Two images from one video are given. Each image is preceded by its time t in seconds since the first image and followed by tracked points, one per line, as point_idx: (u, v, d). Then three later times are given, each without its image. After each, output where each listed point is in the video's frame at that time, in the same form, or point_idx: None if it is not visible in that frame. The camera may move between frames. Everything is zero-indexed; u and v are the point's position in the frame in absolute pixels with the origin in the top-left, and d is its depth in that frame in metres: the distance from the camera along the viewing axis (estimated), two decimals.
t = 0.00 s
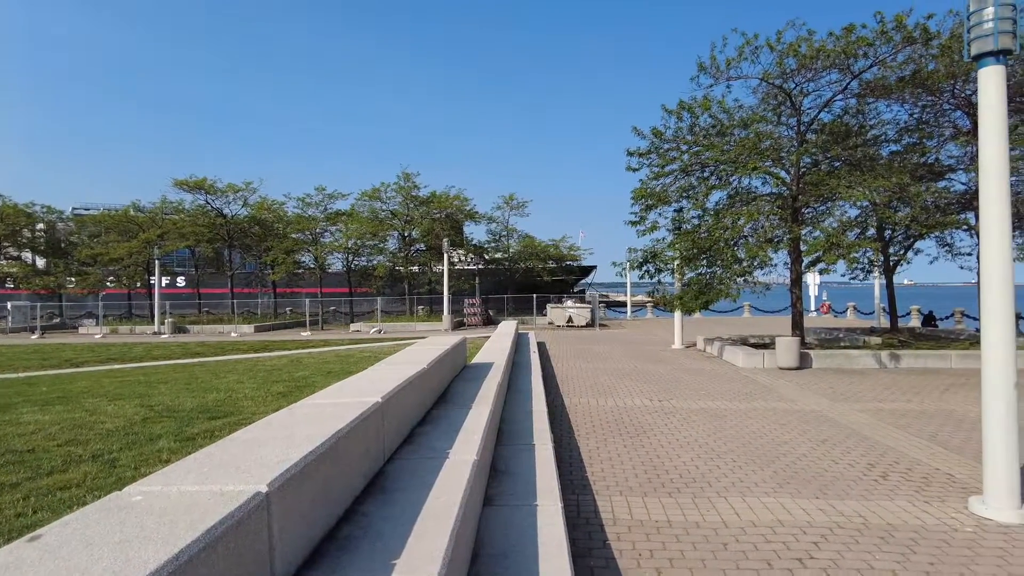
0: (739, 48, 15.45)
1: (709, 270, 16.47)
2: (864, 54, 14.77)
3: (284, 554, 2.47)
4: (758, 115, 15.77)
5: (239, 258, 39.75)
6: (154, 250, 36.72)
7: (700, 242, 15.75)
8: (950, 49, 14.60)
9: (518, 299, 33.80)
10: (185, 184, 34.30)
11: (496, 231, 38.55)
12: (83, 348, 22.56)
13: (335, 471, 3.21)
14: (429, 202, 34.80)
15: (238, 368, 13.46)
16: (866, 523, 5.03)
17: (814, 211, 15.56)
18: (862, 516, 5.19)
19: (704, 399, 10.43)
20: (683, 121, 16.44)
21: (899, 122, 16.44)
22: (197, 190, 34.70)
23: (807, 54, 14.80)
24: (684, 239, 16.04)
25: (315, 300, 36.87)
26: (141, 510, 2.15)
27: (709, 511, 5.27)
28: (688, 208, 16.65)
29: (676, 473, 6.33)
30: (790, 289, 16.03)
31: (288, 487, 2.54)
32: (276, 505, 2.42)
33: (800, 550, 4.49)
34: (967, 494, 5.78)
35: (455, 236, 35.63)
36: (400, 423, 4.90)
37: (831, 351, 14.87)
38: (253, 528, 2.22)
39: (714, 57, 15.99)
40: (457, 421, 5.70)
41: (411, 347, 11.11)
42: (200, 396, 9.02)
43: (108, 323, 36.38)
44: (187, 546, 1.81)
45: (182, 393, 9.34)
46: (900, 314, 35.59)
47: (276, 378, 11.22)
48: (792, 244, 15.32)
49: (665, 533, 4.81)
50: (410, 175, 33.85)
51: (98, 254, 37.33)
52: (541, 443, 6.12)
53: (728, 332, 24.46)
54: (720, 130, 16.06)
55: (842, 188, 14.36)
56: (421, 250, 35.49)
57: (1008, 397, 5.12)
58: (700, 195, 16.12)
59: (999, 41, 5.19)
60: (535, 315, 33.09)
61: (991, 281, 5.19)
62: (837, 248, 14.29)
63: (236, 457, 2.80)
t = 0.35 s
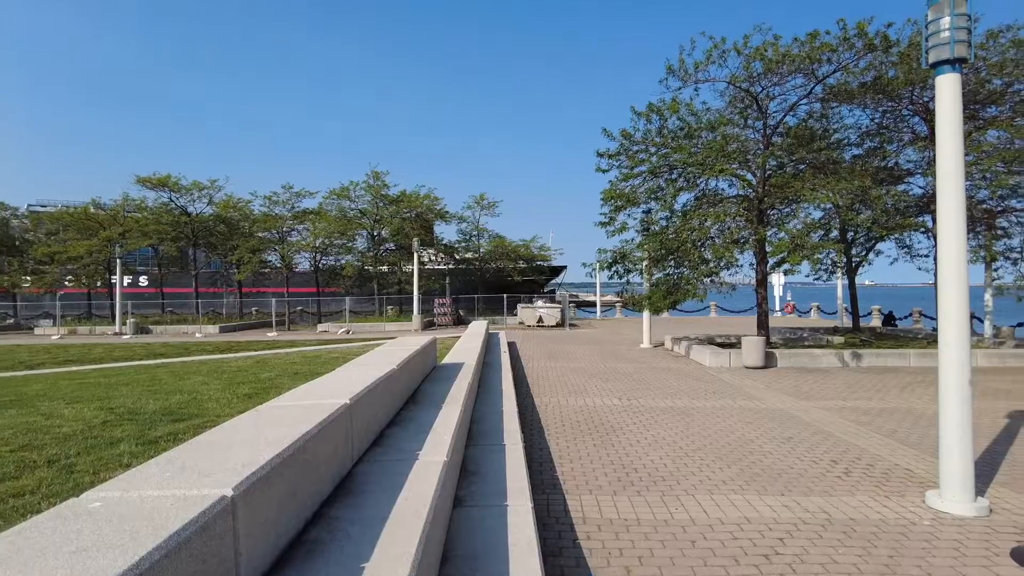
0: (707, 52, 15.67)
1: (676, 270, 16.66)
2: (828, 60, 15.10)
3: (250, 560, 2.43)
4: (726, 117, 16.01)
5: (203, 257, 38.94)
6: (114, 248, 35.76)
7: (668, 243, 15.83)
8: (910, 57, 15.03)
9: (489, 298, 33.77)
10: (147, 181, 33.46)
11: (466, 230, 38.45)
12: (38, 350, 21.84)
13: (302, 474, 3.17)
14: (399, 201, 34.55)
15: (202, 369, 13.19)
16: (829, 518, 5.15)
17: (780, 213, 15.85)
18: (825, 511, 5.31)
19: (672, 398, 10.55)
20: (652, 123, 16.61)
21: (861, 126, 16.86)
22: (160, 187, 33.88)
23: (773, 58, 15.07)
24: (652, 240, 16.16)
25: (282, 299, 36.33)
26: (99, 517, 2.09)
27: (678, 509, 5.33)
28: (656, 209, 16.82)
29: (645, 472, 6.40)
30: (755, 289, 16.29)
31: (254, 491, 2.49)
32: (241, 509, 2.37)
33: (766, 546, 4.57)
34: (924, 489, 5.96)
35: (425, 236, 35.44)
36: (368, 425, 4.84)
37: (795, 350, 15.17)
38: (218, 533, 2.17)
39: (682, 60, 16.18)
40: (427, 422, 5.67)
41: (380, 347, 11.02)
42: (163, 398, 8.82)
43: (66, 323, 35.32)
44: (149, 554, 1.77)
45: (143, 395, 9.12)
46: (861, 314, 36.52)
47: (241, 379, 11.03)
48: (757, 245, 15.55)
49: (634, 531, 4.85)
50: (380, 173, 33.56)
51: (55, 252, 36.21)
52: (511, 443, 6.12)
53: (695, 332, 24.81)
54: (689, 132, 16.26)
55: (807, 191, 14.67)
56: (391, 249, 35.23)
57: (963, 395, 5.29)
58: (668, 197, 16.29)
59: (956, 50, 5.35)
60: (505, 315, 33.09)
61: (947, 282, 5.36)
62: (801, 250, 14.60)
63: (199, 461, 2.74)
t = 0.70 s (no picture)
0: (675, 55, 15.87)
1: (644, 271, 16.82)
2: (792, 65, 15.42)
3: (215, 568, 2.38)
4: (693, 120, 16.22)
5: (165, 255, 38.03)
6: (70, 246, 34.69)
7: (636, 244, 15.96)
8: (869, 64, 15.44)
9: (458, 299, 33.67)
10: (106, 178, 32.54)
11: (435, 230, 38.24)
12: None
13: (268, 479, 3.11)
14: (367, 200, 34.21)
15: (163, 371, 12.88)
16: (794, 515, 5.25)
17: (744, 215, 16.12)
18: (791, 508, 5.42)
19: (640, 398, 10.65)
20: (620, 125, 16.75)
21: (823, 130, 17.26)
22: (120, 184, 32.98)
23: (739, 62, 15.33)
24: (620, 241, 16.29)
25: (246, 299, 35.69)
26: (56, 526, 2.02)
27: (647, 508, 5.38)
28: (624, 211, 16.97)
29: (614, 472, 6.44)
30: (721, 289, 16.53)
31: (219, 497, 2.44)
32: (206, 516, 2.32)
33: (733, 544, 4.64)
34: (884, 484, 6.12)
35: (394, 235, 35.14)
36: (336, 428, 4.78)
37: (759, 349, 15.45)
38: (182, 541, 2.12)
39: (650, 63, 16.36)
40: (396, 423, 5.62)
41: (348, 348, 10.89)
42: (122, 401, 8.59)
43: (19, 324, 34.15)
44: (109, 564, 1.72)
45: (101, 398, 8.86)
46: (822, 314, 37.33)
47: (205, 381, 10.81)
48: (723, 246, 15.77)
49: (604, 531, 4.88)
50: (347, 172, 33.18)
51: (7, 250, 34.96)
52: (481, 444, 6.10)
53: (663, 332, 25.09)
54: (656, 134, 16.43)
55: (771, 193, 14.96)
56: (358, 248, 34.86)
57: (922, 394, 5.45)
58: (636, 198, 16.44)
59: (914, 58, 5.52)
60: (474, 315, 33.03)
61: (907, 284, 5.51)
62: (766, 251, 14.87)
63: (162, 466, 2.66)
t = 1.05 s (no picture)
0: (645, 58, 16.01)
1: (614, 271, 16.94)
2: (760, 68, 15.68)
3: None
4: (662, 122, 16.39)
5: (127, 254, 37.08)
6: (27, 245, 33.61)
7: (606, 244, 16.09)
8: (834, 69, 15.77)
9: (429, 299, 33.50)
10: (65, 175, 31.60)
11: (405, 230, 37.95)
12: None
13: (235, 483, 3.04)
14: (336, 199, 33.81)
15: (126, 373, 12.54)
16: (762, 512, 5.34)
17: (712, 216, 16.33)
18: (759, 505, 5.51)
19: (610, 397, 10.72)
20: (591, 127, 16.84)
21: (790, 134, 17.58)
22: (80, 181, 32.06)
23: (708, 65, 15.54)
24: (592, 241, 16.40)
25: (212, 300, 35.00)
26: (8, 536, 1.94)
27: (619, 507, 5.42)
28: (595, 211, 17.08)
29: (585, 471, 6.47)
30: (690, 290, 16.74)
31: (183, 502, 2.38)
32: (168, 521, 2.25)
33: (703, 541, 4.70)
34: (849, 480, 6.26)
35: (363, 235, 34.80)
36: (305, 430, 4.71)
37: (727, 349, 15.68)
38: (143, 548, 2.06)
39: (621, 65, 16.47)
40: (366, 425, 5.56)
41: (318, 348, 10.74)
42: (82, 404, 8.34)
43: None
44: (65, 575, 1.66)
45: (60, 401, 8.59)
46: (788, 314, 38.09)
47: (169, 382, 10.57)
48: (691, 247, 15.97)
49: (575, 530, 4.90)
50: (316, 170, 32.74)
51: None
52: (453, 445, 6.07)
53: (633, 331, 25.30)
54: (626, 136, 16.54)
55: (739, 195, 15.21)
56: (327, 248, 34.44)
57: (884, 392, 5.57)
58: (606, 199, 16.56)
59: (877, 63, 5.65)
60: (445, 315, 32.91)
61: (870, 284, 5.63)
62: (733, 252, 15.09)
63: (123, 471, 2.59)
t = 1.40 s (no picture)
0: (614, 60, 16.14)
1: (584, 272, 17.03)
2: (727, 71, 15.92)
3: None
4: (632, 124, 16.55)
5: (87, 254, 36.06)
6: None
7: (577, 244, 16.20)
8: (799, 73, 16.10)
9: (399, 299, 33.27)
10: (21, 171, 30.61)
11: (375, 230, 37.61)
12: None
13: (199, 487, 2.98)
14: (303, 198, 33.36)
15: (86, 375, 12.20)
16: (729, 508, 5.43)
17: (680, 217, 16.55)
18: (726, 502, 5.59)
19: (581, 396, 10.78)
20: (561, 128, 16.92)
21: (756, 136, 17.89)
22: (37, 178, 31.10)
23: (676, 68, 15.73)
24: (562, 241, 16.48)
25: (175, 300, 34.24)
26: None
27: (589, 505, 5.45)
28: (565, 212, 17.16)
29: (556, 470, 6.49)
30: (658, 290, 16.93)
31: (145, 508, 2.32)
32: (129, 528, 2.20)
33: (672, 538, 4.75)
34: (813, 476, 6.40)
35: (332, 234, 34.40)
36: (272, 433, 4.63)
37: (695, 348, 15.89)
38: (102, 556, 2.00)
39: (591, 66, 16.57)
40: (334, 427, 5.49)
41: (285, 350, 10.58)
42: (39, 408, 8.08)
43: None
44: None
45: (15, 406, 8.32)
46: (754, 313, 38.74)
47: (131, 385, 10.32)
48: (660, 247, 16.14)
49: (546, 529, 4.91)
50: (283, 168, 32.25)
51: None
52: (422, 446, 6.04)
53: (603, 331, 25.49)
54: (596, 137, 16.65)
55: (706, 196, 15.44)
56: (294, 248, 33.98)
57: (847, 390, 5.71)
58: (577, 200, 16.64)
59: (840, 68, 5.78)
60: (416, 316, 32.72)
61: (834, 284, 5.75)
62: (700, 252, 15.29)
63: (81, 477, 2.52)
